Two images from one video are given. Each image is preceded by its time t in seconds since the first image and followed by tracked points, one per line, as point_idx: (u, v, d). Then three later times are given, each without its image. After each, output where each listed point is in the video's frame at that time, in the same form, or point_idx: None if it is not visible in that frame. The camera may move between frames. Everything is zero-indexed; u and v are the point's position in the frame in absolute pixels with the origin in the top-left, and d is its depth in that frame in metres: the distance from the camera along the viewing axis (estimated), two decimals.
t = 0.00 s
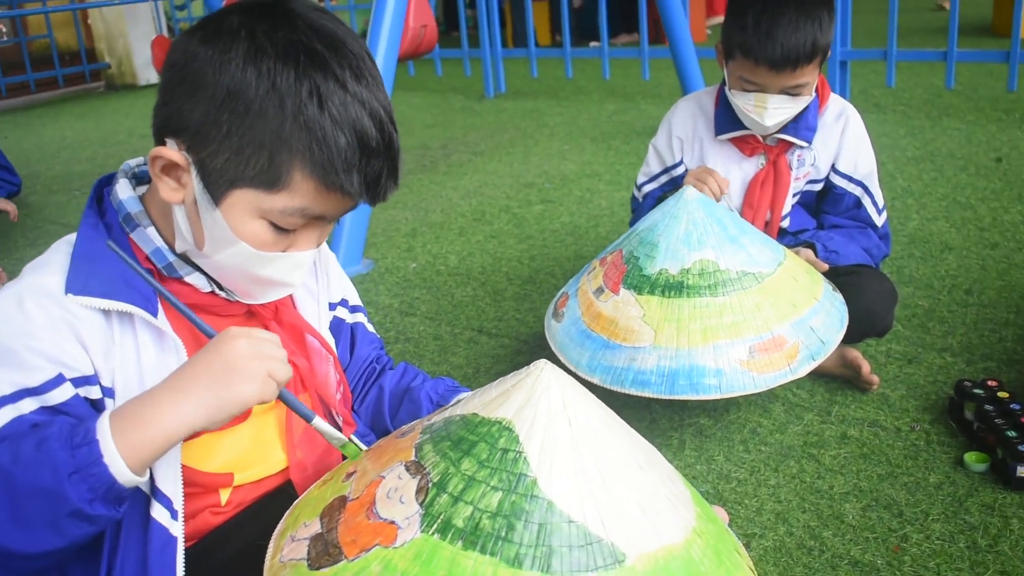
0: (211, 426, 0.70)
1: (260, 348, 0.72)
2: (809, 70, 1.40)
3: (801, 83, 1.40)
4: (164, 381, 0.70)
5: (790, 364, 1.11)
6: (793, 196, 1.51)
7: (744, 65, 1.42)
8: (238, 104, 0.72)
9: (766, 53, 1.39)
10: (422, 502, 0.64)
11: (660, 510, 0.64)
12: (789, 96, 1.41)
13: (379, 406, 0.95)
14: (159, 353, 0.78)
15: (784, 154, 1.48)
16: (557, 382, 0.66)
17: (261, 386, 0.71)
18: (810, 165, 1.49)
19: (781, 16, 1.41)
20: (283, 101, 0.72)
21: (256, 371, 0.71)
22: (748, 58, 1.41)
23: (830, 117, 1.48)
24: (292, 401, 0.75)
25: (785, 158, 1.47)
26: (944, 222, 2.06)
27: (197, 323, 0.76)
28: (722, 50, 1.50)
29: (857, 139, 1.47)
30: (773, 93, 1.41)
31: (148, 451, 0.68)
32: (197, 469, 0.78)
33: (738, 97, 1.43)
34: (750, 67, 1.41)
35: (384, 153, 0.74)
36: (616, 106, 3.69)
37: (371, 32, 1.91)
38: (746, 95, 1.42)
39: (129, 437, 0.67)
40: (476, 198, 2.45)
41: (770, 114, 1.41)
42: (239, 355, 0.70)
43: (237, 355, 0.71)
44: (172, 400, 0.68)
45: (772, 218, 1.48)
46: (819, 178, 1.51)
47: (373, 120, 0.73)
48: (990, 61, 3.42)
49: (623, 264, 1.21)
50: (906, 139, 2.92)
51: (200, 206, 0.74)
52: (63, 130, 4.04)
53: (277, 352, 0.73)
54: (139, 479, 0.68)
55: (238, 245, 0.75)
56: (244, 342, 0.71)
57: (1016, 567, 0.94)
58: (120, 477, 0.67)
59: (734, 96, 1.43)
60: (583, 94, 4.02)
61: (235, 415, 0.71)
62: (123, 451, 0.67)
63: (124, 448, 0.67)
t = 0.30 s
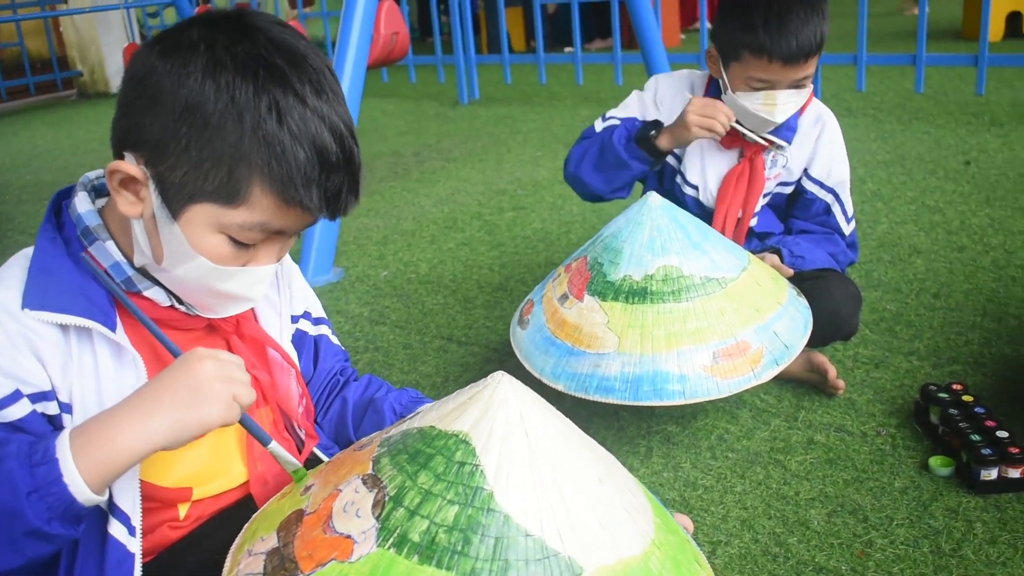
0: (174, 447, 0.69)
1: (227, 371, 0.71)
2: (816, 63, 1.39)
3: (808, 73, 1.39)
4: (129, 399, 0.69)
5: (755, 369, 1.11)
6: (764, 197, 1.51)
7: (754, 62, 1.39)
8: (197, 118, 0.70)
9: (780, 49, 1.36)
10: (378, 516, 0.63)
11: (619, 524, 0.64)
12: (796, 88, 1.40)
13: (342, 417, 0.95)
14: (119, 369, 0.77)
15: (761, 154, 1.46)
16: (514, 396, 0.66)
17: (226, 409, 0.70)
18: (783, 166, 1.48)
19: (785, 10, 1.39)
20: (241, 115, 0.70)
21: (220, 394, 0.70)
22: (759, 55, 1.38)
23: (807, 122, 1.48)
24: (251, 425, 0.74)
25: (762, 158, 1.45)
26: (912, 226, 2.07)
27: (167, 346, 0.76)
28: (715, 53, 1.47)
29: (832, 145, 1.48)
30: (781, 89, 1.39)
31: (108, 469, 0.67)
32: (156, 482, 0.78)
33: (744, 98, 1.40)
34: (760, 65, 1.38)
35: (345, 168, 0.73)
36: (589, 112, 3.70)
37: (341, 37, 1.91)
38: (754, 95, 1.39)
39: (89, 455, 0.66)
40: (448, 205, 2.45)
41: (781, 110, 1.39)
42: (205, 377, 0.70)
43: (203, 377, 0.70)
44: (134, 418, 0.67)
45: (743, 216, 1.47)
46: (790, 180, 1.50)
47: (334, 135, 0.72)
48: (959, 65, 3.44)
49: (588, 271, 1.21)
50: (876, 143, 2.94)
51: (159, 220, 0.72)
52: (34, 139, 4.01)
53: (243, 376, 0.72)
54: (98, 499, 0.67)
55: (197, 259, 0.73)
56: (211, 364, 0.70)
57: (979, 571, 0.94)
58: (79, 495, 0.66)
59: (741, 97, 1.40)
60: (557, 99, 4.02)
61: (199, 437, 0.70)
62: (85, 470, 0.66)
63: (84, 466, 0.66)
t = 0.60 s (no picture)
0: (115, 468, 0.69)
1: (168, 391, 0.71)
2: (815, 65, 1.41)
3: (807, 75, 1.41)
4: (68, 419, 0.68)
5: (718, 377, 1.11)
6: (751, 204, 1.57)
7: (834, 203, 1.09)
8: (140, 134, 0.69)
9: (782, 50, 1.37)
10: (321, 534, 0.63)
11: (567, 535, 0.64)
12: (793, 92, 1.41)
13: (297, 433, 0.95)
14: (64, 389, 0.76)
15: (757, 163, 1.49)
16: (458, 410, 0.66)
17: (168, 430, 0.69)
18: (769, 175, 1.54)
19: (786, 9, 1.40)
20: (185, 131, 0.69)
21: (163, 414, 0.70)
22: (760, 56, 1.39)
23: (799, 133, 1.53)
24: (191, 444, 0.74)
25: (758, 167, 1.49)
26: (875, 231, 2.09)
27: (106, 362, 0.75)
28: (711, 55, 1.47)
29: (817, 156, 1.53)
30: (779, 93, 1.41)
31: (47, 491, 0.66)
32: (103, 502, 0.78)
33: (743, 101, 1.42)
34: (760, 66, 1.40)
35: (292, 183, 0.72)
36: (557, 119, 3.70)
37: (303, 43, 1.91)
38: (752, 98, 1.41)
39: (28, 476, 0.65)
40: (414, 214, 2.44)
41: (779, 113, 1.40)
42: (147, 397, 0.69)
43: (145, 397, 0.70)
44: (75, 438, 0.67)
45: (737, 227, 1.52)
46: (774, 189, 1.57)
47: (280, 150, 0.71)
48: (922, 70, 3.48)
49: (550, 280, 1.21)
50: (841, 149, 2.96)
51: (102, 237, 0.71)
52: None
53: (184, 395, 0.72)
54: (37, 521, 0.67)
55: (141, 276, 0.72)
56: (153, 384, 0.70)
57: None
58: (15, 517, 0.65)
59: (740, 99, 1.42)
60: (526, 106, 4.03)
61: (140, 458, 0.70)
62: (24, 492, 0.65)
63: (23, 487, 0.65)
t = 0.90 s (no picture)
0: (49, 476, 0.68)
1: (97, 394, 0.69)
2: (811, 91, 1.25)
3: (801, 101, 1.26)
4: None
5: (677, 401, 1.06)
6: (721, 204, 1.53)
7: (816, 323, 1.01)
8: (76, 151, 0.68)
9: (780, 74, 1.21)
10: (264, 551, 0.62)
11: (514, 548, 0.64)
12: (785, 118, 1.26)
13: (249, 449, 0.94)
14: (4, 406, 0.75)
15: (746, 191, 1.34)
16: (403, 424, 0.66)
17: (100, 434, 0.69)
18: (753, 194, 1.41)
19: (781, 29, 1.25)
20: (122, 147, 0.69)
21: (93, 419, 0.69)
22: (756, 80, 1.23)
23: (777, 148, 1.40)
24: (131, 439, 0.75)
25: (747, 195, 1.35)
26: (836, 235, 2.10)
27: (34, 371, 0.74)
28: (698, 78, 1.29)
29: (795, 175, 1.41)
30: (772, 118, 1.25)
31: None
32: (47, 523, 0.77)
33: (734, 127, 1.25)
34: (755, 91, 1.23)
35: (231, 198, 0.72)
36: (523, 125, 3.70)
37: (263, 51, 1.89)
38: (745, 124, 1.25)
39: None
40: (378, 222, 2.43)
41: (773, 141, 1.25)
42: (77, 404, 0.68)
43: (75, 402, 0.68)
44: (6, 451, 0.66)
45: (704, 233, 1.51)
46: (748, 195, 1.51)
47: (219, 165, 0.71)
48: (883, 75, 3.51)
49: (510, 299, 1.15)
50: (804, 153, 2.98)
51: (41, 255, 0.70)
52: None
53: (115, 395, 0.71)
54: None
55: (82, 294, 0.72)
56: (81, 389, 0.69)
57: None
58: None
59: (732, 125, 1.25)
60: (491, 113, 4.02)
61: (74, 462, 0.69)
62: None
63: None
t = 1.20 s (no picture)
0: None
1: (52, 432, 0.69)
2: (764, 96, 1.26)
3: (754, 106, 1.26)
4: None
5: (626, 409, 1.07)
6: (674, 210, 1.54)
7: (765, 359, 1.04)
8: (8, 165, 0.67)
9: (735, 79, 1.22)
10: (204, 568, 0.62)
11: (458, 561, 0.64)
12: (739, 121, 1.26)
13: (198, 461, 0.93)
14: None
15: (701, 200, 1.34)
16: (344, 437, 0.65)
17: (51, 471, 0.68)
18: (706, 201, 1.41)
19: (734, 34, 1.25)
20: (55, 161, 0.68)
21: (45, 455, 0.68)
22: (711, 85, 1.23)
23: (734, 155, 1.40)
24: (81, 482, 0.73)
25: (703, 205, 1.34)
26: (793, 238, 2.11)
27: None
28: (652, 85, 1.29)
29: (749, 180, 1.41)
30: (727, 124, 1.25)
31: None
32: None
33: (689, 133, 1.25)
34: (710, 96, 1.23)
35: (168, 211, 0.72)
36: (486, 130, 3.71)
37: (218, 60, 1.87)
38: (701, 130, 1.25)
39: None
40: (339, 230, 2.42)
41: (728, 145, 1.25)
42: (29, 440, 0.68)
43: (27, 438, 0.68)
44: None
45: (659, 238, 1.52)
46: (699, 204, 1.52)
47: (154, 178, 0.71)
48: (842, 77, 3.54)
49: (459, 310, 1.14)
50: (764, 156, 3.00)
51: None
52: None
53: (69, 435, 0.70)
54: None
55: (17, 310, 0.71)
56: (35, 425, 0.69)
57: None
58: None
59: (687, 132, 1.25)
60: (454, 119, 4.02)
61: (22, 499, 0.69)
62: None
63: None
